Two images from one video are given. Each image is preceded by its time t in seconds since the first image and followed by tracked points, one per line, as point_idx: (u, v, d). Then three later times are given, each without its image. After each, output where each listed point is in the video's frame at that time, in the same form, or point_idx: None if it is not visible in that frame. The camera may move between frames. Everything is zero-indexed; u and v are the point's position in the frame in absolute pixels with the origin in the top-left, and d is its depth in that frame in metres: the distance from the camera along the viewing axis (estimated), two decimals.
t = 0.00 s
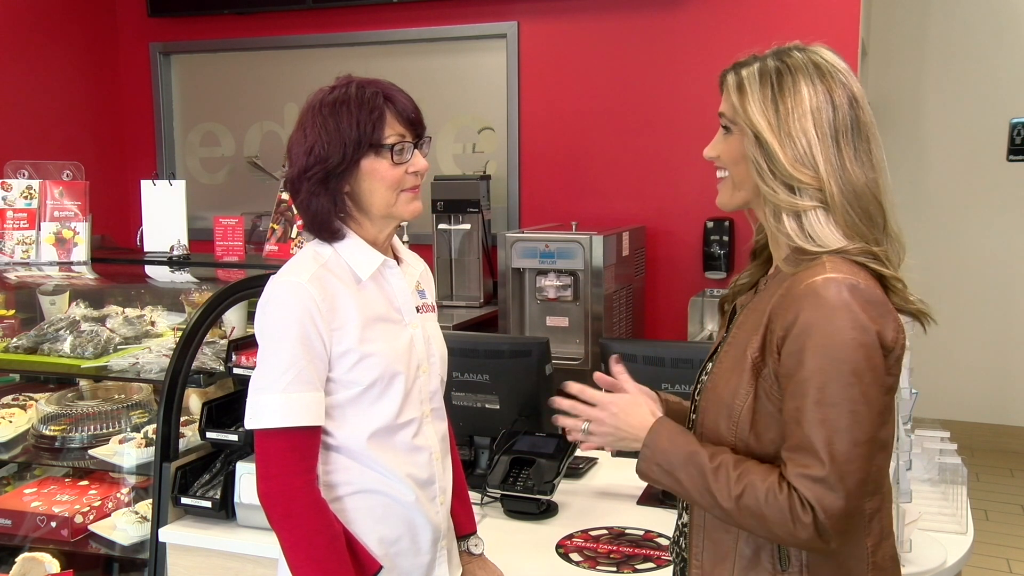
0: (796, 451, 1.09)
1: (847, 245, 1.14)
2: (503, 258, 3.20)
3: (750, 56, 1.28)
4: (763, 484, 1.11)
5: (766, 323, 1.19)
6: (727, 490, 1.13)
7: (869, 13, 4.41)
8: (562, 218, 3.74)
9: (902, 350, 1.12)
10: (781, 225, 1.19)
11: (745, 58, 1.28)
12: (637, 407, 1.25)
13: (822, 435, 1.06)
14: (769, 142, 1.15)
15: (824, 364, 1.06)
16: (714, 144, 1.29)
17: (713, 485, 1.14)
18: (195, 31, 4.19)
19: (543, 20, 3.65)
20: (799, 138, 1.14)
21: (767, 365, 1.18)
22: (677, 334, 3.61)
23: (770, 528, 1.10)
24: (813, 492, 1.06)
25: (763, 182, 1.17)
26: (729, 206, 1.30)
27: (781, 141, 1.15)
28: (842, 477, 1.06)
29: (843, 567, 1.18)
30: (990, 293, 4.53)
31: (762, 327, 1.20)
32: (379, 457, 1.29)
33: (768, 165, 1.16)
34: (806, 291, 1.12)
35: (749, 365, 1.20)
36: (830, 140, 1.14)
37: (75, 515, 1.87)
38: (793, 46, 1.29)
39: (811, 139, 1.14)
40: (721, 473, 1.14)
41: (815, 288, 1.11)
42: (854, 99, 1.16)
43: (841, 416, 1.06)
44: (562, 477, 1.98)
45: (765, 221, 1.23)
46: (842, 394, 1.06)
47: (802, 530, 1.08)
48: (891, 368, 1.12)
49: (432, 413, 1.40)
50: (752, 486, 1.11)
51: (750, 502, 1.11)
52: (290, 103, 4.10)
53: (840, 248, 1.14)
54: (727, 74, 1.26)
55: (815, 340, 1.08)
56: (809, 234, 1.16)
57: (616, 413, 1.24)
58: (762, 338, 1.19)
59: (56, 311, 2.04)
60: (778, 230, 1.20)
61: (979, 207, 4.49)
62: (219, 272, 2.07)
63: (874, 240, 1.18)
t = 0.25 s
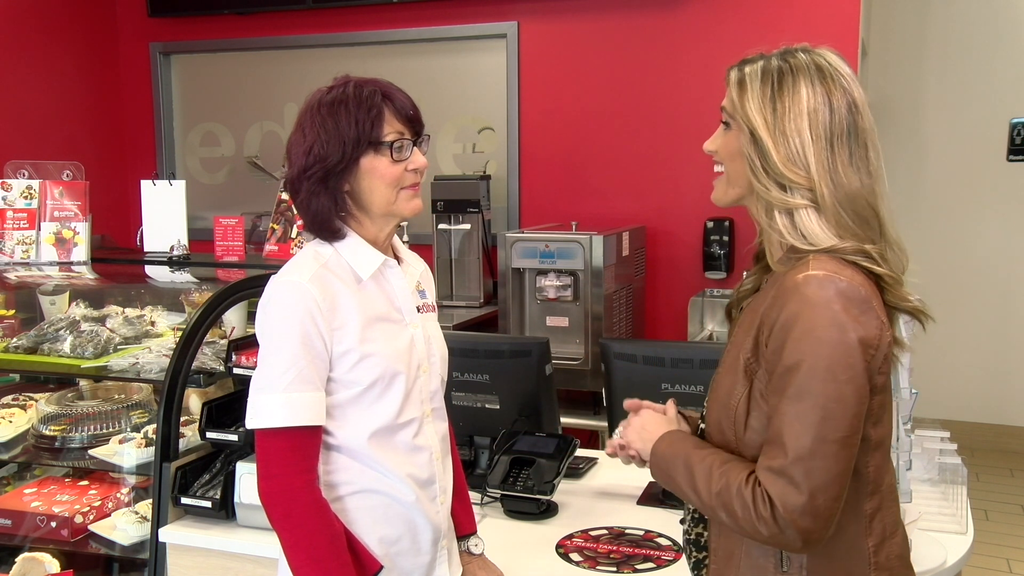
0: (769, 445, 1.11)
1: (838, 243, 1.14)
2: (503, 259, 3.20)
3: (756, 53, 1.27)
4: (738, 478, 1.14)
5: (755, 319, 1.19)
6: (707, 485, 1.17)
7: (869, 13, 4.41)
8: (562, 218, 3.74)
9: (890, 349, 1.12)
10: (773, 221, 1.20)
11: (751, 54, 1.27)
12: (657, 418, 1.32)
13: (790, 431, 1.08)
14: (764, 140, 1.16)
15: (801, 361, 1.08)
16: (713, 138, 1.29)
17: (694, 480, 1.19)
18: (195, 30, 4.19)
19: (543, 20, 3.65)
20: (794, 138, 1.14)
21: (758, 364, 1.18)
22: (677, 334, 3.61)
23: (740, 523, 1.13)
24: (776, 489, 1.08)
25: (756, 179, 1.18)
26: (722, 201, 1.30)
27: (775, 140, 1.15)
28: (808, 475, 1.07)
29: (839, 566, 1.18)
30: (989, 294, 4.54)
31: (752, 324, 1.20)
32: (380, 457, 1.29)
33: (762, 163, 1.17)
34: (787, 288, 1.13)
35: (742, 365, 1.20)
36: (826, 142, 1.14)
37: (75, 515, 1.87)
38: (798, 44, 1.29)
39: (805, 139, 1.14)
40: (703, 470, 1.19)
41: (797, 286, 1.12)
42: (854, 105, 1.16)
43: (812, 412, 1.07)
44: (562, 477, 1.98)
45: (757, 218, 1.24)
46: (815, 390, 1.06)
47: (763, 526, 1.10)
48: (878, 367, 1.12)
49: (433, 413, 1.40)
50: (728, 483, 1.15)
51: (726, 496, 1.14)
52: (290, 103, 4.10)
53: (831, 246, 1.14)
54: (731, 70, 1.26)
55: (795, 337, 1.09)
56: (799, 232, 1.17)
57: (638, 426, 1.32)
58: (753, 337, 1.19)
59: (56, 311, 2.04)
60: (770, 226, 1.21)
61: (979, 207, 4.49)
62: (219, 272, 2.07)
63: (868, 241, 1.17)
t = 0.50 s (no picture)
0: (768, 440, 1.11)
1: (839, 238, 1.14)
2: (503, 259, 3.20)
3: (754, 55, 1.27)
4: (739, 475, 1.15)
5: (752, 317, 1.19)
6: (711, 488, 1.17)
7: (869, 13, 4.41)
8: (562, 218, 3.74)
9: (887, 341, 1.12)
10: (774, 223, 1.19)
11: (750, 56, 1.27)
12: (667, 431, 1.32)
13: (788, 425, 1.08)
14: (765, 142, 1.16)
15: (795, 354, 1.08)
16: (712, 141, 1.29)
17: (699, 486, 1.19)
18: (194, 31, 4.19)
19: (543, 20, 3.65)
20: (795, 140, 1.14)
21: (756, 361, 1.18)
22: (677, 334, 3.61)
23: (745, 521, 1.13)
24: (778, 484, 1.09)
25: (757, 181, 1.18)
26: (723, 203, 1.29)
27: (777, 142, 1.15)
28: (808, 469, 1.07)
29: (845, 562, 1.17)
30: (990, 294, 4.53)
31: (749, 322, 1.20)
32: (381, 457, 1.29)
33: (765, 165, 1.17)
34: (784, 284, 1.13)
35: (740, 363, 1.20)
36: (827, 144, 1.14)
37: (75, 515, 1.87)
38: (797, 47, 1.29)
39: (806, 140, 1.14)
40: (707, 475, 1.19)
41: (793, 279, 1.12)
42: (854, 107, 1.16)
43: (807, 405, 1.07)
44: (561, 477, 1.98)
45: (758, 218, 1.24)
46: (811, 383, 1.07)
47: (767, 522, 1.10)
48: (874, 361, 1.12)
49: (434, 413, 1.39)
50: (731, 483, 1.15)
51: (730, 497, 1.14)
52: (290, 103, 4.10)
53: (831, 242, 1.14)
54: (729, 73, 1.25)
55: (791, 332, 1.09)
56: (800, 231, 1.17)
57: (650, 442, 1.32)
58: (751, 334, 1.19)
59: (56, 311, 2.04)
60: (771, 229, 1.21)
61: (979, 207, 4.49)
62: (219, 272, 2.07)
63: (870, 239, 1.17)
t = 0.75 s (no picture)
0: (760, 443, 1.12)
1: (838, 241, 1.14)
2: (503, 258, 3.20)
3: (746, 60, 1.27)
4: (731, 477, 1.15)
5: (749, 320, 1.19)
6: (704, 488, 1.18)
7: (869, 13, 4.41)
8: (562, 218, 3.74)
9: (881, 344, 1.11)
10: (777, 223, 1.20)
11: (741, 63, 1.27)
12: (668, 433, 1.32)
13: (778, 427, 1.08)
14: (765, 146, 1.16)
15: (787, 356, 1.08)
16: (714, 152, 1.29)
17: (693, 486, 1.20)
18: (194, 31, 4.19)
19: (543, 20, 3.65)
20: (796, 139, 1.14)
21: (752, 363, 1.18)
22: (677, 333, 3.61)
23: (736, 523, 1.14)
24: (768, 487, 1.09)
25: (761, 186, 1.18)
26: (726, 210, 1.29)
27: (777, 143, 1.15)
28: (798, 472, 1.07)
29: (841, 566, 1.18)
30: (990, 293, 4.53)
31: (746, 324, 1.21)
32: (383, 456, 1.29)
33: (765, 168, 1.17)
34: (778, 286, 1.13)
35: (737, 364, 1.21)
36: (828, 140, 1.14)
37: (75, 515, 1.87)
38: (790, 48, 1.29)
39: (807, 139, 1.14)
40: (701, 475, 1.20)
41: (786, 282, 1.12)
42: (850, 101, 1.16)
43: (798, 408, 1.07)
44: (561, 477, 1.98)
45: (762, 222, 1.24)
46: (803, 385, 1.07)
47: (757, 524, 1.11)
48: (868, 363, 1.11)
49: (434, 412, 1.39)
50: (722, 484, 1.16)
51: (722, 497, 1.15)
52: (290, 103, 4.10)
53: (830, 245, 1.14)
54: (722, 82, 1.26)
55: (784, 335, 1.10)
56: (802, 232, 1.16)
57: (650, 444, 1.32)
58: (748, 337, 1.19)
59: (56, 311, 2.04)
60: (775, 231, 1.21)
61: (979, 207, 4.49)
62: (219, 272, 2.07)
63: (875, 236, 1.17)
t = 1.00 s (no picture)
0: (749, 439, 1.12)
1: (838, 242, 1.14)
2: (504, 258, 3.20)
3: (754, 58, 1.27)
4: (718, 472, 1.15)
5: (746, 316, 1.20)
6: (693, 483, 1.18)
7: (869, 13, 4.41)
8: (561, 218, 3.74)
9: (875, 346, 1.11)
10: (779, 223, 1.20)
11: (750, 60, 1.28)
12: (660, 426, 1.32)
13: (769, 424, 1.08)
14: (771, 144, 1.16)
15: (781, 354, 1.08)
16: (721, 148, 1.29)
17: (681, 478, 1.21)
18: (194, 31, 4.19)
19: (543, 20, 3.65)
20: (801, 137, 1.14)
21: (747, 360, 1.18)
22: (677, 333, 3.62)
23: (722, 517, 1.14)
24: (756, 482, 1.09)
25: (764, 184, 1.18)
26: (731, 205, 1.29)
27: (782, 142, 1.15)
28: (786, 469, 1.07)
29: (825, 566, 1.17)
30: (990, 293, 4.53)
31: (743, 321, 1.21)
32: (383, 456, 1.29)
33: (770, 166, 1.17)
34: (775, 283, 1.13)
35: (731, 361, 1.21)
36: (833, 140, 1.14)
37: (75, 515, 1.87)
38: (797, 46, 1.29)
39: (813, 138, 1.14)
40: (690, 471, 1.20)
41: (782, 280, 1.12)
42: (858, 101, 1.16)
43: (790, 406, 1.07)
44: (561, 477, 1.98)
45: (764, 220, 1.24)
46: (795, 383, 1.07)
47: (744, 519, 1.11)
48: (861, 365, 1.11)
49: (435, 412, 1.39)
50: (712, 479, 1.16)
51: (710, 490, 1.15)
52: (290, 103, 4.10)
53: (830, 245, 1.14)
54: (732, 77, 1.26)
55: (779, 333, 1.10)
56: (803, 232, 1.17)
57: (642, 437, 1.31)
58: (744, 333, 1.19)
59: (56, 311, 2.04)
60: (776, 231, 1.21)
61: (979, 207, 4.49)
62: (219, 272, 2.07)
63: (874, 238, 1.17)
